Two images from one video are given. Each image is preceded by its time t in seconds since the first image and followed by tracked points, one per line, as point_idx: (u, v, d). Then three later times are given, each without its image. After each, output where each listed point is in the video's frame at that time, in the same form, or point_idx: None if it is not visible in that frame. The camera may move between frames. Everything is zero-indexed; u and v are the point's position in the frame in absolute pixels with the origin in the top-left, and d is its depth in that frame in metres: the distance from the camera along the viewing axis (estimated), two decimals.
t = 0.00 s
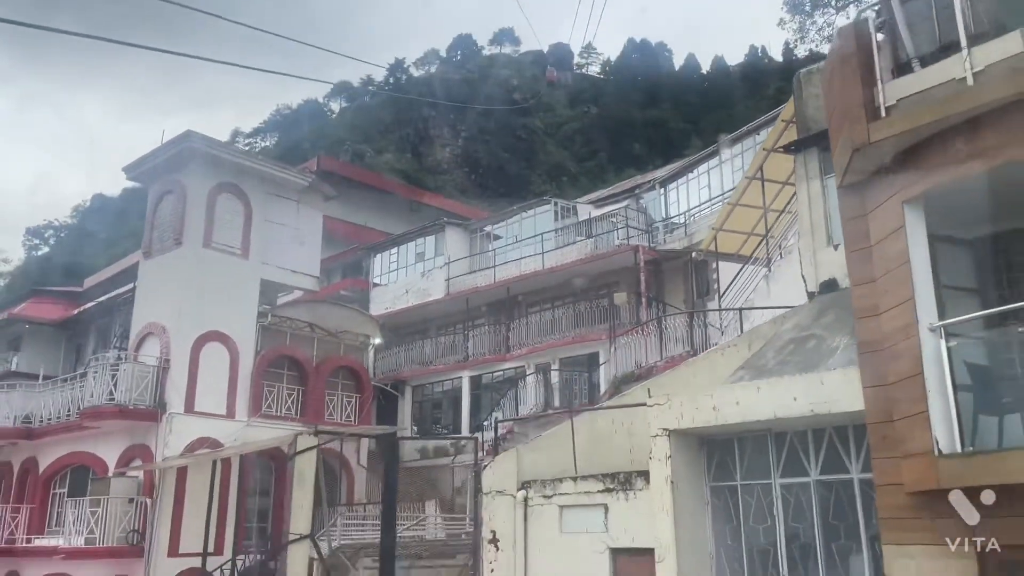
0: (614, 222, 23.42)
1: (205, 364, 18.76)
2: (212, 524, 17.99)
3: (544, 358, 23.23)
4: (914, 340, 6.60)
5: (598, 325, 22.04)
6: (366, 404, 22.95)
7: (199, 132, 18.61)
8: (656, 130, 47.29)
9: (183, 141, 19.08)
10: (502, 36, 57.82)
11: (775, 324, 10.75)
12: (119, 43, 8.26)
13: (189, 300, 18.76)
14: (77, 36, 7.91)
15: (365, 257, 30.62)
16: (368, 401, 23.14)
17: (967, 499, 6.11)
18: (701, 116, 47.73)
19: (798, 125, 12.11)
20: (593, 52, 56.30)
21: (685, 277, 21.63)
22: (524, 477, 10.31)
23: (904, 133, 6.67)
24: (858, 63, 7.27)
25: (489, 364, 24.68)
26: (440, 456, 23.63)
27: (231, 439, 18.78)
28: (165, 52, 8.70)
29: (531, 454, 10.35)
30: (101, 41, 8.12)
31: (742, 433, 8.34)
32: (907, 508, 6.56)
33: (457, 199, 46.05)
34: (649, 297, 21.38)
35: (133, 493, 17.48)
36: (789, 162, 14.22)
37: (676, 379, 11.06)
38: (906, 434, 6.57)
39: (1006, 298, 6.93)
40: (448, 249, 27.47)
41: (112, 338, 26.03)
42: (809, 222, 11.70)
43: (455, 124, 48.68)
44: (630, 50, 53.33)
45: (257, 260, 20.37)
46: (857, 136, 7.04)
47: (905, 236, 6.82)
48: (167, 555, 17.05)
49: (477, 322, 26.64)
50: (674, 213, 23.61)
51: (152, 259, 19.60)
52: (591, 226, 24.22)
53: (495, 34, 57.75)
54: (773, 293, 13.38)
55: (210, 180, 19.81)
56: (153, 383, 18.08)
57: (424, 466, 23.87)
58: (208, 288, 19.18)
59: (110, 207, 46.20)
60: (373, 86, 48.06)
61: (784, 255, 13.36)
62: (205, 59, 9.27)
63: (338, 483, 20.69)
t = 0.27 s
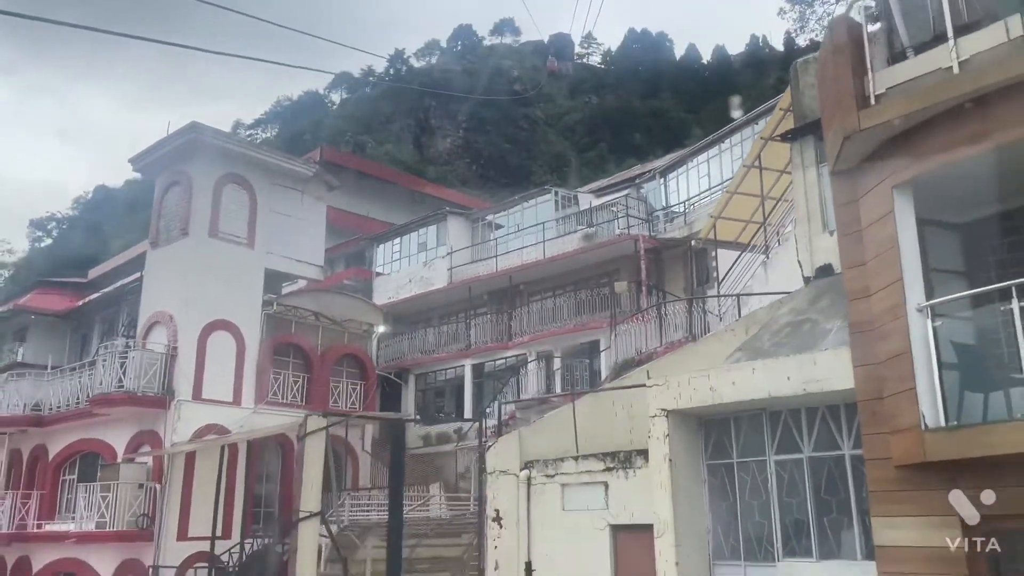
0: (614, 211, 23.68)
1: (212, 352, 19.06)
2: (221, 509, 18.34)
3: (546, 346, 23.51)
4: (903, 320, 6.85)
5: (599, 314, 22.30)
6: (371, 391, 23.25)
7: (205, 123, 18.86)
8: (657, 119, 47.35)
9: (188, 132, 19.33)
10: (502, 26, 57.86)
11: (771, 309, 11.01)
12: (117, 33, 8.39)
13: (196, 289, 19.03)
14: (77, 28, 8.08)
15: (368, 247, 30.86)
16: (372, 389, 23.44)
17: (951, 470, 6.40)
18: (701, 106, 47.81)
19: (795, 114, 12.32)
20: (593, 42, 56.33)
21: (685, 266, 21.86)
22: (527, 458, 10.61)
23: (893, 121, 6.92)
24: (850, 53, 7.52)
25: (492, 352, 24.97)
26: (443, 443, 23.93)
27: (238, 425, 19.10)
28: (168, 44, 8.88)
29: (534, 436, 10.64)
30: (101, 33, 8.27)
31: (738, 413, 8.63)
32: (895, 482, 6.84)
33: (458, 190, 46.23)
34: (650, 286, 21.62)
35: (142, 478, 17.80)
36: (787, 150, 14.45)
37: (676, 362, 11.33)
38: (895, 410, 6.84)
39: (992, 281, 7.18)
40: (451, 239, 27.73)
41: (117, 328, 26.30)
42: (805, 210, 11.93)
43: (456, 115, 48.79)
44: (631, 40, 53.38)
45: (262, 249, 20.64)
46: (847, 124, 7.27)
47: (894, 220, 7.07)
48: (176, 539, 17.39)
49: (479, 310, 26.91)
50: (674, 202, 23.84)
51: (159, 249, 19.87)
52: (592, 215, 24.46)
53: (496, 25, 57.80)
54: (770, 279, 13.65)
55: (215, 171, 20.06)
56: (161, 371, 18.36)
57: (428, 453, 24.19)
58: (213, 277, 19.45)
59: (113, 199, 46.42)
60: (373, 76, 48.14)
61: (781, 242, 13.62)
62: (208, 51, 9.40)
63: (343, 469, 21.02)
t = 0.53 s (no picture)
0: (615, 198, 23.91)
1: (219, 338, 19.35)
2: (230, 492, 18.68)
3: (549, 332, 23.80)
4: (893, 298, 7.10)
5: (601, 300, 22.56)
6: (376, 377, 23.55)
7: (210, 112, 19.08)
8: (658, 107, 47.41)
9: (194, 121, 19.55)
10: (503, 14, 57.83)
11: (769, 291, 11.26)
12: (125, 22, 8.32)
13: (202, 276, 19.30)
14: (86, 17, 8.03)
15: (371, 235, 31.10)
16: (377, 374, 23.74)
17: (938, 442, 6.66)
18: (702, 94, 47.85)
19: (793, 100, 12.52)
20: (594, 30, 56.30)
21: (686, 252, 22.08)
22: (531, 437, 10.91)
23: (883, 106, 7.15)
24: (842, 40, 7.74)
25: (495, 338, 25.26)
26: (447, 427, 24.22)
27: (246, 410, 19.41)
28: (176, 33, 8.80)
29: (537, 415, 10.92)
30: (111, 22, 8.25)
31: (735, 391, 8.90)
32: (886, 454, 7.11)
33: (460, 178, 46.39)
34: (651, 272, 21.86)
35: (152, 462, 18.13)
36: (785, 136, 14.66)
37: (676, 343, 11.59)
38: (884, 385, 7.11)
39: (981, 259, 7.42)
40: (453, 227, 27.98)
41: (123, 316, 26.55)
42: (803, 194, 12.15)
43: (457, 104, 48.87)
44: (632, 28, 53.36)
45: (267, 237, 20.91)
46: (840, 109, 7.50)
47: (885, 202, 7.31)
48: (186, 522, 17.73)
49: (482, 297, 27.18)
50: (675, 188, 24.06)
51: (166, 237, 20.12)
52: (594, 203, 24.68)
53: (496, 12, 57.77)
54: (768, 263, 13.90)
55: (220, 160, 20.29)
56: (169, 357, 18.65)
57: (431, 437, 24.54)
58: (220, 265, 19.72)
59: (115, 189, 46.58)
60: (374, 65, 48.22)
61: (779, 227, 13.86)
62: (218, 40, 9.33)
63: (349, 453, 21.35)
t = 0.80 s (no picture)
0: (618, 183, 24.11)
1: (228, 324, 19.66)
2: (240, 474, 19.04)
3: (552, 317, 24.07)
4: (885, 276, 7.35)
5: (603, 285, 22.81)
6: (382, 362, 23.86)
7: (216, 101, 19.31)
8: (660, 93, 47.26)
9: (200, 110, 19.79)
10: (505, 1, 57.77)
11: (768, 272, 11.51)
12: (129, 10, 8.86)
13: (210, 262, 19.58)
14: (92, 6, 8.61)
15: (375, 222, 31.35)
16: (382, 359, 24.06)
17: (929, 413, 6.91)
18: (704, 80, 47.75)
19: (792, 85, 12.72)
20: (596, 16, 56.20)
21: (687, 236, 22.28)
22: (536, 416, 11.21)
23: (876, 90, 7.37)
24: (835, 27, 7.97)
25: (499, 323, 25.55)
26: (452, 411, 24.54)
27: (255, 394, 19.75)
28: (176, 19, 9.29)
29: (542, 395, 11.22)
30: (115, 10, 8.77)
31: (734, 369, 9.18)
32: (879, 426, 7.37)
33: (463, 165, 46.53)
34: (653, 257, 22.09)
35: (164, 446, 18.46)
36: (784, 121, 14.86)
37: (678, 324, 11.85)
38: (877, 360, 7.37)
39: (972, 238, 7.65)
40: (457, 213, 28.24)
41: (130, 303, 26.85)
42: (801, 178, 12.37)
43: (459, 91, 48.92)
44: (634, 13, 53.25)
45: (274, 224, 21.20)
46: (833, 94, 7.72)
47: (877, 183, 7.55)
48: (197, 503, 18.09)
49: (486, 283, 27.45)
50: (677, 173, 24.25)
51: (175, 224, 20.41)
52: (596, 188, 24.89)
53: None
54: (769, 246, 14.14)
55: (226, 148, 20.54)
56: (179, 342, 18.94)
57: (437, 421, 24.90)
58: (227, 251, 19.99)
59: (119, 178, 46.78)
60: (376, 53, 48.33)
61: (779, 210, 14.09)
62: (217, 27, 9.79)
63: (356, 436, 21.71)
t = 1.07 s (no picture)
0: (621, 167, 24.34)
1: (238, 308, 19.99)
2: (252, 456, 19.42)
3: (557, 300, 24.35)
4: (881, 254, 7.58)
5: (608, 269, 23.08)
6: (390, 346, 24.17)
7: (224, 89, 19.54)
8: (665, 78, 47.34)
9: (208, 98, 20.01)
10: None
11: (768, 252, 11.76)
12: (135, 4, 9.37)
13: (220, 248, 19.87)
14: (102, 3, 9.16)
15: (381, 208, 31.60)
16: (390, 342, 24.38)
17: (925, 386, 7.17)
18: (707, 66, 47.79)
19: (793, 68, 12.91)
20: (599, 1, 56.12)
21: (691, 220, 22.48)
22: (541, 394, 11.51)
23: (871, 73, 7.58)
24: (831, 11, 8.18)
25: (504, 308, 25.85)
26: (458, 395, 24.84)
27: (266, 378, 20.10)
28: (182, 12, 9.77)
29: (546, 373, 11.49)
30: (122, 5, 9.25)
31: (733, 346, 9.46)
32: (875, 398, 7.64)
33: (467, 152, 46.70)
34: (657, 241, 22.32)
35: (177, 429, 18.84)
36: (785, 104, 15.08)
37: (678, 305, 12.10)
38: (872, 334, 7.64)
39: (966, 215, 7.88)
40: (462, 199, 28.52)
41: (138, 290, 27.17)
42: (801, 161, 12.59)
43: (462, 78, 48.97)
44: None
45: (282, 210, 21.49)
46: (829, 77, 7.95)
47: (873, 164, 7.79)
48: (210, 485, 18.41)
49: (491, 268, 27.72)
50: (680, 157, 24.44)
51: (184, 211, 20.71)
52: (601, 172, 25.09)
53: None
54: (770, 227, 14.39)
55: (235, 135, 20.79)
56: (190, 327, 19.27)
57: (444, 404, 25.27)
58: (236, 237, 20.28)
59: (124, 167, 46.97)
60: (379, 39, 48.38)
61: (780, 194, 14.35)
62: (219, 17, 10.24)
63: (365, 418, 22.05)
